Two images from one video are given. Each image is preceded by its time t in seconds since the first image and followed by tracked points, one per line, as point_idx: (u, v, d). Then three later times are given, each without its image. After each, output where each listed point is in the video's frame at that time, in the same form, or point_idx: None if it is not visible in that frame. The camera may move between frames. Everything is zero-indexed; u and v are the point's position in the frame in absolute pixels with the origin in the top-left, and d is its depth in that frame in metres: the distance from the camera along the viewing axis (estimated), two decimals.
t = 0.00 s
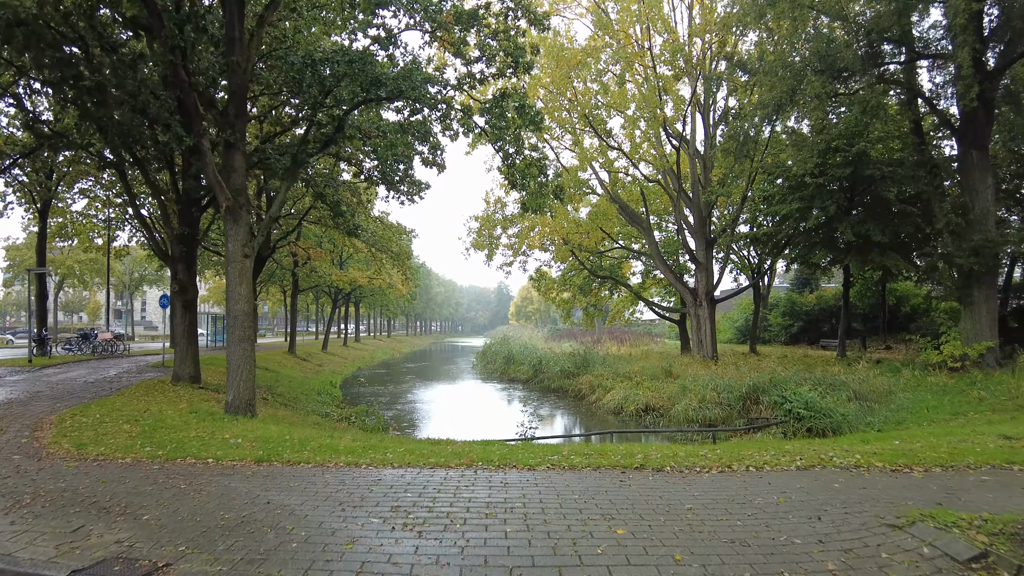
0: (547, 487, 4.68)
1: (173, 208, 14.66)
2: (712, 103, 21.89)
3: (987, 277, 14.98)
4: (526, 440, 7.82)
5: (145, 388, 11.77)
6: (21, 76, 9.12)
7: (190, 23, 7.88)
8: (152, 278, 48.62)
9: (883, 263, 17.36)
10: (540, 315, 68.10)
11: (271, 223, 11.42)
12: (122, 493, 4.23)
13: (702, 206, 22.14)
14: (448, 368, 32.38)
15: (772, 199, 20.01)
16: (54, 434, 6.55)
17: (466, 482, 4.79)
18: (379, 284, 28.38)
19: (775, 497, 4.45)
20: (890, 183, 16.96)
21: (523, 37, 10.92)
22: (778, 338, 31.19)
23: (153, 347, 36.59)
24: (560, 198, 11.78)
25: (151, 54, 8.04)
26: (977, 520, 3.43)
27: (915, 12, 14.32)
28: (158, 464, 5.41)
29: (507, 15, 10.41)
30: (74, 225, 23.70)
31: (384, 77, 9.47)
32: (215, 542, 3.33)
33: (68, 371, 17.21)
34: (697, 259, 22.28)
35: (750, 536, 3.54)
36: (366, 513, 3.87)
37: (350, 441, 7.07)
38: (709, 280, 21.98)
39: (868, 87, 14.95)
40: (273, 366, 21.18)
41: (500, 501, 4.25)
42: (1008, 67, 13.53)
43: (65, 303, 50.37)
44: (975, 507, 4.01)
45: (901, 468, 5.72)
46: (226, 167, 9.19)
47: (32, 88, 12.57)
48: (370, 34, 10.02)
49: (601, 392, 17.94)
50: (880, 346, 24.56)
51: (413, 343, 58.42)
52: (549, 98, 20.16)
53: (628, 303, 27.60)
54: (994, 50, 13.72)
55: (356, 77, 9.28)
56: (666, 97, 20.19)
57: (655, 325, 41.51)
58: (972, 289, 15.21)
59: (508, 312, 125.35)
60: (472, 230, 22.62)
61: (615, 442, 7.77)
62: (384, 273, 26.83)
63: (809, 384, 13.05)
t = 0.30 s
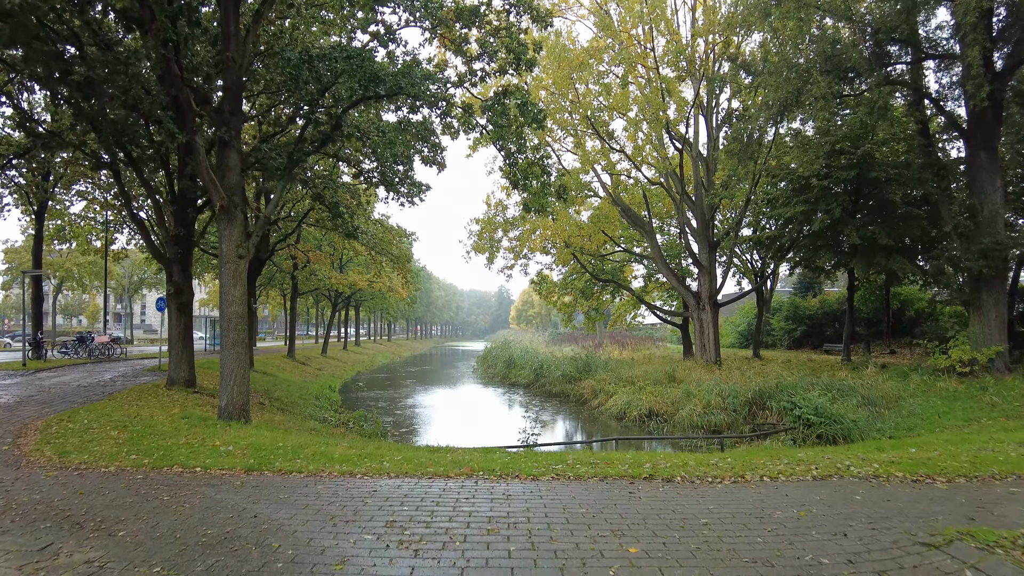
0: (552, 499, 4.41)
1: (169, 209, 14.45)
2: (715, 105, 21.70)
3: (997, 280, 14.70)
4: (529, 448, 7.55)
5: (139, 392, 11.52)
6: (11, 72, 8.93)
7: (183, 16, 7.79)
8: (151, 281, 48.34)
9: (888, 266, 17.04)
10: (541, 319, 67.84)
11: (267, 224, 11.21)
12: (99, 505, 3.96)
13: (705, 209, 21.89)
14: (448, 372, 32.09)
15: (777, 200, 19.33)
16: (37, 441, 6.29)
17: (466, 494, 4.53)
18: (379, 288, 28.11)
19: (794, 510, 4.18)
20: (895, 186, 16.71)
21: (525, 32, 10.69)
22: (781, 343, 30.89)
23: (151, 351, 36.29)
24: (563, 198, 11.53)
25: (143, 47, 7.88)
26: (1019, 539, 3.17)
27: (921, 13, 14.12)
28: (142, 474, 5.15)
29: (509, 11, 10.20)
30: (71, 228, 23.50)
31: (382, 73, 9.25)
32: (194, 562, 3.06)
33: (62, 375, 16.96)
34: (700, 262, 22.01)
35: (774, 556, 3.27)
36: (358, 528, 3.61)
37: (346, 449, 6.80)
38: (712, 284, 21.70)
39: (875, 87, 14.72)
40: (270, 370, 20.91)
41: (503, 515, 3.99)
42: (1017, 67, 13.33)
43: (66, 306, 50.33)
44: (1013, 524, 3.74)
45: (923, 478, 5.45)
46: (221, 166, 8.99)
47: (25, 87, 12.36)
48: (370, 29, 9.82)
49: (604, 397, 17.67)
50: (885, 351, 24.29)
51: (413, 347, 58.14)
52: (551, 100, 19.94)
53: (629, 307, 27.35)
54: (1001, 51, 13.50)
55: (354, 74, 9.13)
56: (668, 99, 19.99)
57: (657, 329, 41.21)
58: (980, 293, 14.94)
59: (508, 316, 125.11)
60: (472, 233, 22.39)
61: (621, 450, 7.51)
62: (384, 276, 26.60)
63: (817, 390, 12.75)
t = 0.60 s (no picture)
0: (557, 511, 4.16)
1: (164, 210, 14.23)
2: (718, 106, 21.51)
3: (1005, 282, 14.44)
4: (530, 455, 7.30)
5: (131, 395, 11.27)
6: None
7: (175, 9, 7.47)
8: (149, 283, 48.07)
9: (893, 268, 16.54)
10: (541, 322, 67.55)
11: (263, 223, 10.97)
12: (75, 518, 3.72)
13: (708, 211, 21.66)
14: (448, 375, 31.81)
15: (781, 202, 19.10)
16: (19, 447, 6.05)
17: (465, 505, 4.28)
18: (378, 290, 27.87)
19: (813, 524, 3.94)
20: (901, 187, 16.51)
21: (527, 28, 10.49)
22: (784, 346, 30.62)
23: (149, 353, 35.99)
24: (564, 198, 11.31)
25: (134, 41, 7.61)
26: None
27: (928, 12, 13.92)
28: (126, 482, 4.91)
29: (511, 6, 10.01)
30: (69, 229, 23.32)
31: (380, 69, 9.04)
32: None
33: (55, 377, 16.72)
34: (703, 264, 21.75)
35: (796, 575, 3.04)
36: (350, 544, 3.38)
37: (341, 455, 6.56)
38: (714, 286, 21.44)
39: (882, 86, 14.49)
40: (267, 373, 20.66)
41: (504, 528, 3.75)
42: None
43: (64, 308, 50.03)
44: None
45: (944, 488, 5.20)
46: (215, 164, 8.74)
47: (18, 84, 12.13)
48: (369, 25, 9.63)
49: (605, 400, 17.42)
50: (889, 354, 24.04)
51: (412, 350, 57.83)
52: (552, 100, 19.76)
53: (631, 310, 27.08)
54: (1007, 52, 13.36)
55: (352, 69, 8.90)
56: (671, 100, 19.80)
57: (658, 332, 40.93)
58: (988, 295, 14.68)
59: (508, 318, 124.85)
60: (473, 234, 22.18)
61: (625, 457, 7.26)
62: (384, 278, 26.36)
63: (824, 394, 12.50)
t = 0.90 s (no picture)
0: (559, 525, 3.87)
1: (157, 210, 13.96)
2: (720, 106, 21.28)
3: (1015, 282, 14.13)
4: (530, 461, 7.01)
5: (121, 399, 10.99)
6: None
7: None
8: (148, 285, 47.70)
9: (898, 268, 16.16)
10: (541, 324, 67.22)
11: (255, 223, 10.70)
12: (40, 533, 3.46)
13: (709, 211, 21.39)
14: (447, 378, 31.48)
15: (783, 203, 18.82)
16: None
17: (461, 518, 4.00)
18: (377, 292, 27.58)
19: (835, 538, 3.65)
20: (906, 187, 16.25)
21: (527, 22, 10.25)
22: (786, 348, 30.30)
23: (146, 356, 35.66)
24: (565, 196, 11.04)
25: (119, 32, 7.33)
26: None
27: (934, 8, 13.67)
28: (102, 492, 4.64)
29: None
30: (64, 231, 23.07)
31: (375, 62, 8.76)
32: None
33: (48, 380, 16.43)
34: (705, 265, 21.46)
35: None
36: (334, 563, 3.10)
37: (332, 462, 6.28)
38: (716, 288, 21.16)
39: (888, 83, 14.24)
40: (263, 376, 20.34)
41: (502, 545, 3.46)
42: None
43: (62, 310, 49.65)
44: None
45: (967, 497, 4.93)
46: (205, 160, 8.46)
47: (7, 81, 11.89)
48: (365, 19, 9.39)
49: (607, 404, 17.13)
50: (893, 356, 23.74)
51: (412, 353, 57.46)
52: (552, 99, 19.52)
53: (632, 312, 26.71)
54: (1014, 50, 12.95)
55: (346, 63, 8.58)
56: (672, 99, 19.56)
57: (659, 334, 40.62)
58: (997, 296, 14.37)
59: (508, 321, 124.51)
60: (472, 235, 21.93)
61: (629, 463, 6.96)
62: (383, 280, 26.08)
63: (831, 397, 12.21)
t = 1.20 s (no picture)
0: (566, 540, 3.60)
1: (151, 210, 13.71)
2: (722, 105, 21.03)
3: None
4: (532, 467, 6.75)
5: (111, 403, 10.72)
6: None
7: None
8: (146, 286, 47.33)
9: (904, 268, 15.79)
10: (542, 325, 66.90)
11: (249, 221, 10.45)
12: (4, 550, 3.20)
13: (712, 211, 21.12)
14: (447, 380, 31.19)
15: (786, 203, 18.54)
16: None
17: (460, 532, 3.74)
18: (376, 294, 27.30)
19: (863, 555, 3.39)
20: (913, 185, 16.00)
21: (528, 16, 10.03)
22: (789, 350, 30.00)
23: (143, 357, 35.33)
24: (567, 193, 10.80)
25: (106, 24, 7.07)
26: None
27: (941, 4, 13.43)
28: (79, 504, 4.38)
29: None
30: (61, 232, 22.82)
31: (372, 57, 8.50)
32: None
33: (41, 383, 16.17)
34: (707, 265, 21.19)
35: None
36: None
37: (326, 469, 6.02)
38: (719, 288, 20.88)
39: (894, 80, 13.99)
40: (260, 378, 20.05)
41: (504, 563, 3.20)
42: None
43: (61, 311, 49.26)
44: None
45: (995, 508, 4.67)
46: (197, 157, 8.22)
47: None
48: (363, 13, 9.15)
49: (609, 406, 16.85)
50: (897, 357, 23.45)
51: (411, 354, 57.12)
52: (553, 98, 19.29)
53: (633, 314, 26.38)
54: None
55: (341, 57, 8.28)
56: (675, 97, 19.30)
57: (661, 336, 40.30)
58: (1006, 296, 14.09)
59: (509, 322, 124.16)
60: (472, 236, 21.69)
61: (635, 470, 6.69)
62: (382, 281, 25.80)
63: (838, 399, 11.95)
